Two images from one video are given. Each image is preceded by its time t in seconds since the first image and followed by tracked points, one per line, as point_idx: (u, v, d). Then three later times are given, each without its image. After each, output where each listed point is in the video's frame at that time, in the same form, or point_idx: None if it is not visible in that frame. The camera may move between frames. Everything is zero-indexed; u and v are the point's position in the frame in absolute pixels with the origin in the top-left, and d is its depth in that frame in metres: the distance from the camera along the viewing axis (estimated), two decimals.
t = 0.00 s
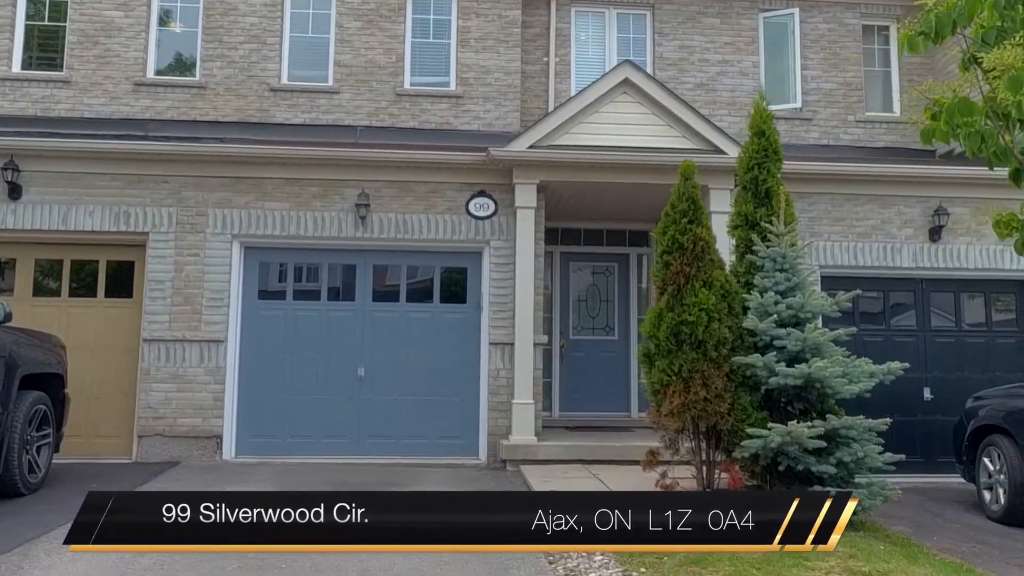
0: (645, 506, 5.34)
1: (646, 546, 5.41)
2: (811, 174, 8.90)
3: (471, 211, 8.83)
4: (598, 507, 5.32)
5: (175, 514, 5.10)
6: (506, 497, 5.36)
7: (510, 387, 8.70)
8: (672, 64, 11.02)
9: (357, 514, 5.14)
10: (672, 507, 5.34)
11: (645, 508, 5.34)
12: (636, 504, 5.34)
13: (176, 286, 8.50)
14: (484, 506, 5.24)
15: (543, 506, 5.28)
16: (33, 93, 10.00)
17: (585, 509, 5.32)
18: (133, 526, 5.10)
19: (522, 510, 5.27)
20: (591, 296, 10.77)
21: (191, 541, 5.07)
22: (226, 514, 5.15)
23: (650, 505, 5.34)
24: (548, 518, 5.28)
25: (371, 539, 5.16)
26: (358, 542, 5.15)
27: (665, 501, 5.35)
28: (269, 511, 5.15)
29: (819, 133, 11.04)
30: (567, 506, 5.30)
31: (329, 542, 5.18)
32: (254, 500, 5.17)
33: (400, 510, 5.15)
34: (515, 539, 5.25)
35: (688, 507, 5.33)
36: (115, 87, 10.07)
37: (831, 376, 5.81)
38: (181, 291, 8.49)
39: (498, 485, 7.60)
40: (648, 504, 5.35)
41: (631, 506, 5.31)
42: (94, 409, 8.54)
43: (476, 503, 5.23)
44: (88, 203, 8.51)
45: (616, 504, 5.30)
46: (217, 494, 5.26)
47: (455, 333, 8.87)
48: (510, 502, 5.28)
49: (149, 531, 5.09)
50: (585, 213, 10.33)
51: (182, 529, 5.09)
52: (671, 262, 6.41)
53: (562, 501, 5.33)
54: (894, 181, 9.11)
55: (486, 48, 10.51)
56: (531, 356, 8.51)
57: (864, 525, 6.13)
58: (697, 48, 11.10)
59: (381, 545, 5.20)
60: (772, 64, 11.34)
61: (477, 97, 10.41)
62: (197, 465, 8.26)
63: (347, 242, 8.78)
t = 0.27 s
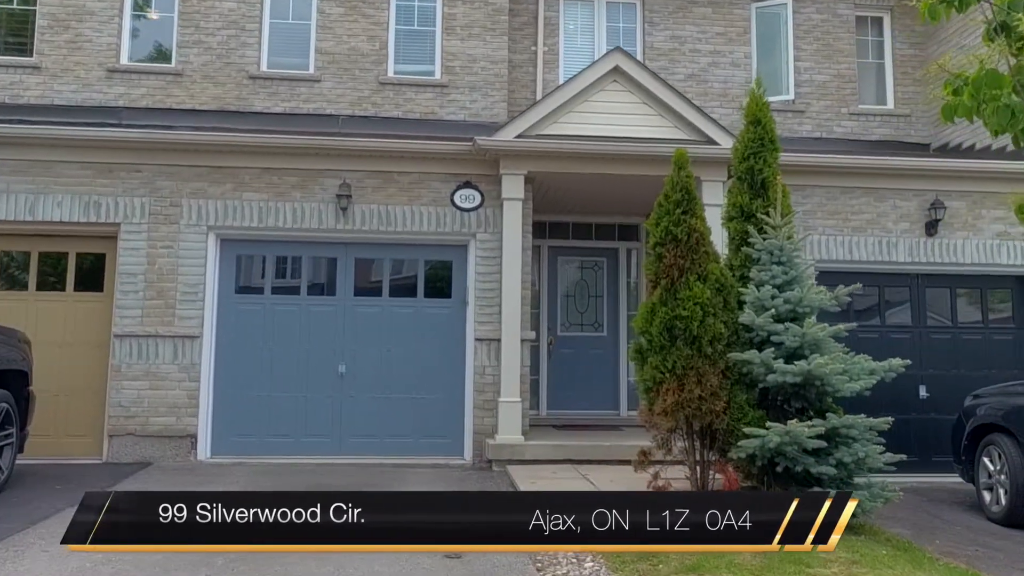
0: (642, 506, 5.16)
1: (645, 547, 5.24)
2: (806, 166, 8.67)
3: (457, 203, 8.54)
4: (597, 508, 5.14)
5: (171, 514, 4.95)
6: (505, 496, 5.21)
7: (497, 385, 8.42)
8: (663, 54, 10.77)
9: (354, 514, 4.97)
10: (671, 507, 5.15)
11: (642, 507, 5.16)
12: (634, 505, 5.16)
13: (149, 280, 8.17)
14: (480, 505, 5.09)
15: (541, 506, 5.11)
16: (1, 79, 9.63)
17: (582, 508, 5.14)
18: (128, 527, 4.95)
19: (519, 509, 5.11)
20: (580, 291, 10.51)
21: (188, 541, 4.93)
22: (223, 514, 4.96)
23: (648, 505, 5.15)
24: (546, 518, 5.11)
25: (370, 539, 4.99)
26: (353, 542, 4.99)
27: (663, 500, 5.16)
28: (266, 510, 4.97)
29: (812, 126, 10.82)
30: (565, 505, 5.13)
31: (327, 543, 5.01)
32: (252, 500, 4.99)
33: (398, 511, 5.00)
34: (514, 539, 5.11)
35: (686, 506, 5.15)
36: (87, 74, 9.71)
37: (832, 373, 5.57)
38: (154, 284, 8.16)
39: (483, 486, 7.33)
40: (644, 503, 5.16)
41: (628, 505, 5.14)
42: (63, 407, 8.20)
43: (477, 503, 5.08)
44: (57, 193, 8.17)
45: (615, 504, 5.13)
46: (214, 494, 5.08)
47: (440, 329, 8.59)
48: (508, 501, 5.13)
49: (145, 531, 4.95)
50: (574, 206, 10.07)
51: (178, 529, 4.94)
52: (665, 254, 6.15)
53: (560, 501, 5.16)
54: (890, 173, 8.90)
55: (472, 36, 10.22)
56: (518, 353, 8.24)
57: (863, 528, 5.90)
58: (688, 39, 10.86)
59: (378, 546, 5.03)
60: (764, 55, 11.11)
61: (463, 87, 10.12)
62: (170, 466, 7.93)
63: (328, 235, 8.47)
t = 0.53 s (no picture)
0: (640, 507, 5.03)
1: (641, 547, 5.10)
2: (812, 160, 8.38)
3: (450, 196, 8.21)
4: (595, 508, 5.01)
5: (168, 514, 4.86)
6: (505, 496, 5.11)
7: (492, 385, 8.12)
8: (662, 45, 10.47)
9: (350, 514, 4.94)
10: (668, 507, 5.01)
11: (639, 508, 5.01)
12: (631, 504, 5.02)
13: (129, 276, 7.83)
14: (474, 506, 5.01)
15: (539, 506, 5.00)
16: None
17: (580, 509, 5.01)
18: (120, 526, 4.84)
19: (517, 509, 5.00)
20: (576, 288, 10.21)
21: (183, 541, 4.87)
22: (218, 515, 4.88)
23: (646, 504, 5.02)
24: (544, 518, 4.99)
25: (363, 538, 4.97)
26: (336, 544, 4.95)
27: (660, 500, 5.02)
28: (262, 510, 4.91)
29: (815, 119, 10.53)
30: (562, 504, 5.01)
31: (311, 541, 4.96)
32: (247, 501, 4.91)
33: (394, 510, 4.95)
34: (513, 539, 5.00)
35: (684, 505, 5.01)
36: (66, 63, 9.36)
37: (845, 374, 5.27)
38: (134, 281, 7.82)
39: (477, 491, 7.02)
40: (642, 502, 5.02)
41: (626, 505, 5.01)
42: (39, 409, 7.86)
43: (476, 503, 5.00)
44: (32, 185, 7.82)
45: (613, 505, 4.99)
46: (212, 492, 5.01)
47: (432, 328, 8.28)
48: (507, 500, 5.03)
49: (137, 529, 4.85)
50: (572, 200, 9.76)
51: (173, 529, 4.88)
52: (668, 248, 5.85)
53: (557, 500, 5.05)
54: (897, 167, 8.62)
55: (466, 25, 9.90)
56: (514, 352, 7.93)
57: (877, 536, 5.60)
58: (688, 29, 10.55)
59: (367, 546, 4.97)
60: (765, 47, 10.82)
61: (456, 77, 9.79)
62: (150, 470, 7.60)
63: (316, 229, 8.15)
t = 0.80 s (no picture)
0: (638, 506, 5.09)
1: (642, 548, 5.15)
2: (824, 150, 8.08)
3: (449, 187, 7.90)
4: (593, 507, 5.08)
5: (164, 514, 5.12)
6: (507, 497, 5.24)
7: (492, 384, 7.81)
8: (668, 33, 10.16)
9: (346, 514, 5.08)
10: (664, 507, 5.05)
11: (638, 508, 5.08)
12: (629, 504, 5.09)
13: (114, 270, 7.52)
14: (454, 504, 5.12)
15: (537, 506, 5.09)
16: None
17: (577, 508, 5.09)
18: (118, 525, 5.10)
19: (515, 509, 5.09)
20: (580, 284, 9.91)
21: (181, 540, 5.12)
22: (213, 514, 5.10)
23: (643, 504, 5.07)
24: (541, 518, 5.08)
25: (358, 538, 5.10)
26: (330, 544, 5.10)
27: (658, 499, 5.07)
28: (258, 510, 5.10)
29: (824, 110, 10.23)
30: (559, 504, 5.10)
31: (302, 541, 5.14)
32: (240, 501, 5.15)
33: (391, 511, 5.08)
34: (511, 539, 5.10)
35: (680, 505, 5.06)
36: (52, 50, 9.05)
37: (869, 372, 4.96)
38: (120, 275, 7.51)
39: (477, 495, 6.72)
40: (641, 502, 5.09)
41: (622, 505, 5.08)
42: (20, 408, 7.56)
43: (474, 503, 5.12)
44: (14, 175, 7.51)
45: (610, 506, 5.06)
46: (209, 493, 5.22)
47: (430, 324, 7.97)
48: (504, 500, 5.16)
49: (134, 529, 5.11)
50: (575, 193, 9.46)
51: (172, 528, 5.12)
52: (679, 239, 5.54)
53: (557, 501, 5.14)
54: (912, 157, 8.32)
55: (466, 11, 9.59)
56: (515, 350, 7.63)
57: (900, 543, 5.30)
58: (694, 17, 10.24)
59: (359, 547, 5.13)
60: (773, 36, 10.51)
61: (455, 66, 9.48)
62: (136, 472, 7.29)
63: (310, 222, 7.84)
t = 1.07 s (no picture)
0: (636, 506, 4.82)
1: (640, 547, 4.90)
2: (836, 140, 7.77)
3: (447, 178, 7.59)
4: (589, 507, 4.83)
5: (161, 515, 4.78)
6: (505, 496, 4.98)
7: (492, 383, 7.49)
8: (672, 22, 9.84)
9: (343, 513, 4.83)
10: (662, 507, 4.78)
11: (635, 508, 4.81)
12: (625, 504, 4.83)
13: (97, 264, 7.20)
14: (455, 504, 4.86)
15: (534, 505, 4.84)
16: None
17: (574, 507, 4.83)
18: (114, 526, 4.77)
19: (514, 508, 4.85)
20: (581, 280, 9.60)
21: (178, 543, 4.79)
22: (211, 515, 4.79)
23: (640, 504, 4.80)
24: (539, 518, 4.84)
25: (355, 538, 4.86)
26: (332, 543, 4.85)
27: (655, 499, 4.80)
28: (254, 510, 4.82)
29: (834, 102, 9.92)
30: (559, 503, 4.86)
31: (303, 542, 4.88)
32: (238, 500, 4.83)
33: (390, 510, 4.83)
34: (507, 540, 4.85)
35: (678, 504, 4.79)
36: (35, 37, 8.72)
37: (893, 371, 4.65)
38: (103, 269, 7.20)
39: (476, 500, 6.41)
40: (639, 501, 4.81)
41: (619, 505, 4.82)
42: None
43: (475, 502, 4.86)
44: None
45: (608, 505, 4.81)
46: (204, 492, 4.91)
47: (427, 320, 7.67)
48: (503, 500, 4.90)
49: (131, 530, 4.78)
50: (577, 185, 9.15)
51: (167, 530, 4.78)
52: (691, 230, 5.23)
53: (554, 499, 4.89)
54: (928, 148, 8.01)
55: None
56: (516, 347, 7.32)
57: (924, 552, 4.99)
58: (700, 5, 9.92)
59: (361, 546, 4.87)
60: (781, 25, 10.19)
61: (454, 54, 9.16)
62: (119, 475, 6.98)
63: (301, 214, 7.52)
